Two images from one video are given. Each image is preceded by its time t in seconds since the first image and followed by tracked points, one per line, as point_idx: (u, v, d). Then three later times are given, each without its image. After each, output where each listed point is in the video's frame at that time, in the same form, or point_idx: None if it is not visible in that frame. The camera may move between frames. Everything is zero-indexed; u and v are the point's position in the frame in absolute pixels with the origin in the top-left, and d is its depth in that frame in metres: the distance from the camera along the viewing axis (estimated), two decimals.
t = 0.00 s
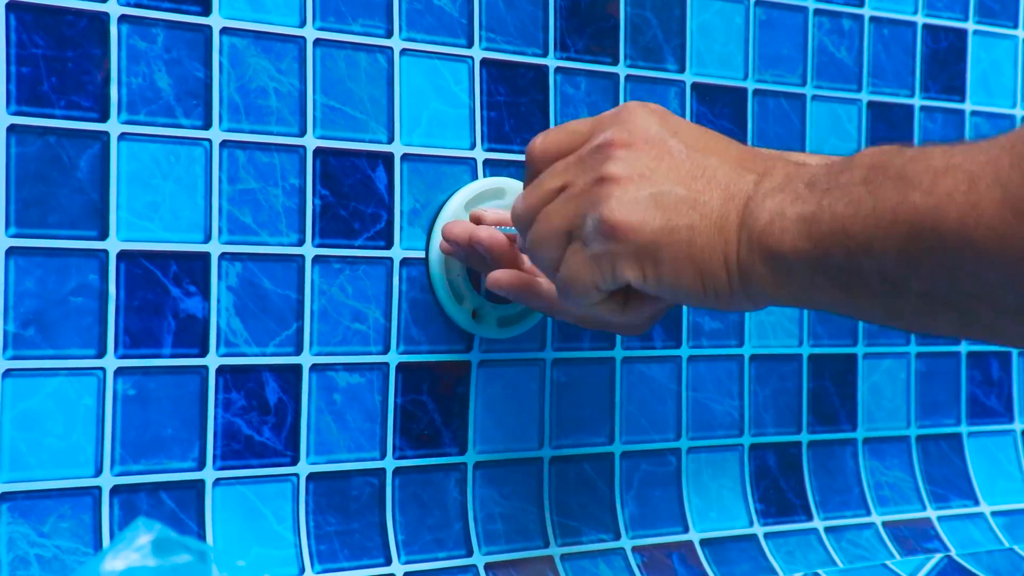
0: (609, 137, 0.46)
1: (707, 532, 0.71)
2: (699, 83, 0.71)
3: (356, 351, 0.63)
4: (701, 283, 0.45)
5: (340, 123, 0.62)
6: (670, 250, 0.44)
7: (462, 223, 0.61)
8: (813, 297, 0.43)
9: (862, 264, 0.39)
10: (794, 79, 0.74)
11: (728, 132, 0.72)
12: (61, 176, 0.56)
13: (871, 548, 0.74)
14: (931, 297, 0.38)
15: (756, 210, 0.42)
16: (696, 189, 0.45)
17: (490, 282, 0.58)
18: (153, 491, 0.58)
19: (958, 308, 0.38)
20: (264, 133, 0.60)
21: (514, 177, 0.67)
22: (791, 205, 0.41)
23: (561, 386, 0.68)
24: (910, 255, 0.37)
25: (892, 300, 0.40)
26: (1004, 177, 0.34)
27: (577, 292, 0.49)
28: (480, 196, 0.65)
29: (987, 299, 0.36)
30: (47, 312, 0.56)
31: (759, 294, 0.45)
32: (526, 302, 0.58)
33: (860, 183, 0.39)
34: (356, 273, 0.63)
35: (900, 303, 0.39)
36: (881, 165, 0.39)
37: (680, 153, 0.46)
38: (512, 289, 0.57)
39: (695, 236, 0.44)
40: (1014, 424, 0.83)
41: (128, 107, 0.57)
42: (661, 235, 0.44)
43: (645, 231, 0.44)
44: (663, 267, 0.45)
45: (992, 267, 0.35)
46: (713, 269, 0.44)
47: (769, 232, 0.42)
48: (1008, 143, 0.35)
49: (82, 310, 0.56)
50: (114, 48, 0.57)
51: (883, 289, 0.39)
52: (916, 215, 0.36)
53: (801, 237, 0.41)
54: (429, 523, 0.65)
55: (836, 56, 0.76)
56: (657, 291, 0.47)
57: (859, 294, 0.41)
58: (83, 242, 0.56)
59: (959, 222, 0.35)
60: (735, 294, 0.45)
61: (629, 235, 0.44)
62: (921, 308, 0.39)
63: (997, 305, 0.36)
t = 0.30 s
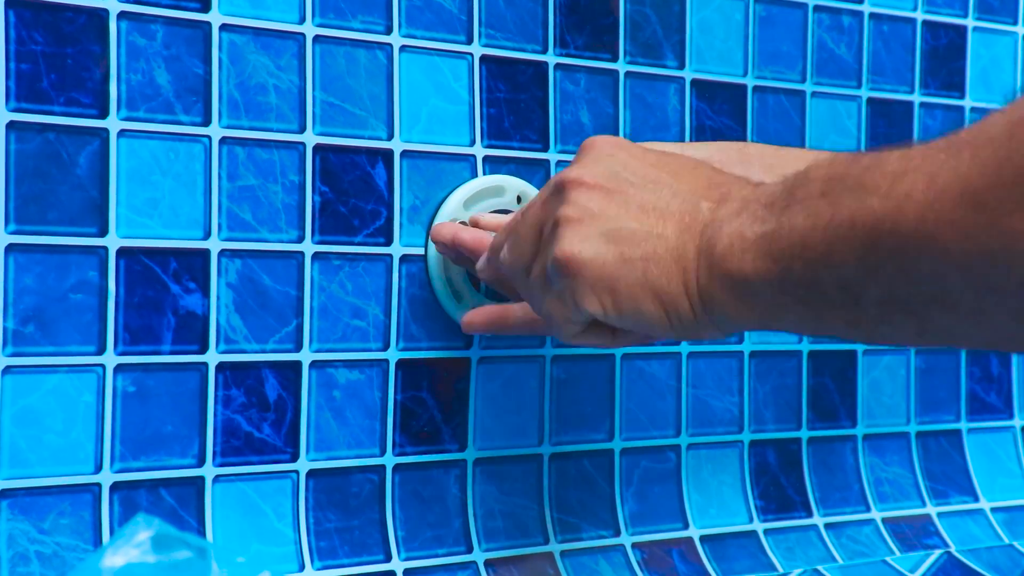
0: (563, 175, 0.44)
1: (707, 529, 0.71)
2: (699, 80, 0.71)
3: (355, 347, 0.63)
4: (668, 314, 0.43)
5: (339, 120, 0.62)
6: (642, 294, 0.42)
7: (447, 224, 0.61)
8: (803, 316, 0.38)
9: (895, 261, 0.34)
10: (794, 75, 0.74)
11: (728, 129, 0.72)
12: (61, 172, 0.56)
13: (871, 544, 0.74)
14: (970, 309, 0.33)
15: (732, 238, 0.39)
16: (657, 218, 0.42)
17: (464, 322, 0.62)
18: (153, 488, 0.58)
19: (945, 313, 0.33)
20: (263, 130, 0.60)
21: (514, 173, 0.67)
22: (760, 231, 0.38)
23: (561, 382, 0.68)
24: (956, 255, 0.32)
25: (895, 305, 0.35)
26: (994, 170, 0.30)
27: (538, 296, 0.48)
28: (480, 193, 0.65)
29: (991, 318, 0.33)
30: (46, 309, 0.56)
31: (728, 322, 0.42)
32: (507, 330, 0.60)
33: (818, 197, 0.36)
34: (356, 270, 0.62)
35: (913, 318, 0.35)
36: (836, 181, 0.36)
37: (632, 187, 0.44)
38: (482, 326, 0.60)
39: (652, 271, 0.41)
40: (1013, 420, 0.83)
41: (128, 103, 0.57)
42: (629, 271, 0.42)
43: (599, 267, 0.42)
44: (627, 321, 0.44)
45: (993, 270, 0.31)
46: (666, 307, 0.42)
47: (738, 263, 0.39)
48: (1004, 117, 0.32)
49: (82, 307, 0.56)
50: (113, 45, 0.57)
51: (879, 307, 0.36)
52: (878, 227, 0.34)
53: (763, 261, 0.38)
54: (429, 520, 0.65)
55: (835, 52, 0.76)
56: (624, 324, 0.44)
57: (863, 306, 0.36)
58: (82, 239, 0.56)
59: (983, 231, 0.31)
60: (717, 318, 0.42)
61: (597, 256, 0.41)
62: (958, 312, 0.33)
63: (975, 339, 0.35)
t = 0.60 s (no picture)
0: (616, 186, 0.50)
1: (708, 527, 0.71)
2: (701, 78, 0.71)
3: (357, 345, 0.63)
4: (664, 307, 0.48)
5: (341, 118, 0.62)
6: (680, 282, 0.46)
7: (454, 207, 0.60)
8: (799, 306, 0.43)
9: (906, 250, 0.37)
10: (796, 74, 0.74)
11: (730, 127, 0.72)
12: (63, 169, 0.56)
13: (872, 543, 0.74)
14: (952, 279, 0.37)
15: (741, 223, 0.42)
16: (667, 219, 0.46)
17: (453, 302, 0.61)
18: (154, 485, 0.58)
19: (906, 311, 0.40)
20: (265, 127, 0.60)
21: (515, 171, 0.67)
22: (782, 215, 0.40)
23: (562, 380, 0.68)
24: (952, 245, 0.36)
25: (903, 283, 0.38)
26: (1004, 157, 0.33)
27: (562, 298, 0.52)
28: (481, 191, 0.65)
29: (961, 300, 0.38)
30: (48, 306, 0.56)
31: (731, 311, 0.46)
32: (492, 315, 0.59)
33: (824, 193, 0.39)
34: (358, 268, 0.63)
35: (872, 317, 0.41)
36: (858, 180, 0.38)
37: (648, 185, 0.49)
38: (470, 306, 0.60)
39: (701, 256, 0.44)
40: (1014, 420, 0.83)
41: (130, 100, 0.57)
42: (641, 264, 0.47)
43: (643, 247, 0.46)
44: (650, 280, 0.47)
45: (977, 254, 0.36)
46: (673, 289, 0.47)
47: (742, 250, 0.42)
48: (998, 117, 0.34)
49: (83, 303, 0.56)
50: (116, 42, 0.57)
51: (887, 272, 0.38)
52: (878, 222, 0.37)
53: (765, 250, 0.41)
54: (430, 517, 0.65)
55: (837, 51, 0.75)
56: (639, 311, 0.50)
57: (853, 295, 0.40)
58: (84, 236, 0.56)
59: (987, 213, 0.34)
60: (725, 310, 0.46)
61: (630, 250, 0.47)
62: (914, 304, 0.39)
63: (959, 310, 0.39)
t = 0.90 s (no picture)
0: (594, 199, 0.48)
1: (714, 526, 0.71)
2: (707, 77, 0.71)
3: (364, 344, 0.63)
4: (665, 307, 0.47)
5: (348, 117, 0.62)
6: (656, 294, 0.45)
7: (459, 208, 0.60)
8: (830, 347, 0.40)
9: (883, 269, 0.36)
10: (803, 72, 0.74)
11: (736, 126, 0.72)
12: (70, 168, 0.56)
13: (879, 542, 0.74)
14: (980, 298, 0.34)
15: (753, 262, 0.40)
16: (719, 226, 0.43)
17: (457, 311, 0.60)
18: (162, 484, 0.58)
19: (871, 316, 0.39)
20: (273, 126, 0.60)
21: (522, 171, 0.67)
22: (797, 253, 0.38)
23: (569, 379, 0.68)
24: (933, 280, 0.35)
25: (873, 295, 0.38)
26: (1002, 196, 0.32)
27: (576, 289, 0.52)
28: (487, 191, 0.65)
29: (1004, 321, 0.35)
30: (55, 305, 0.56)
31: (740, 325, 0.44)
32: (496, 318, 0.58)
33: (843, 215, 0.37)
34: (365, 266, 0.63)
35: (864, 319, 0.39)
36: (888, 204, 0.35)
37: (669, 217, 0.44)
38: (474, 310, 0.58)
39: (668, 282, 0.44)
40: (1021, 419, 0.83)
41: (137, 99, 0.57)
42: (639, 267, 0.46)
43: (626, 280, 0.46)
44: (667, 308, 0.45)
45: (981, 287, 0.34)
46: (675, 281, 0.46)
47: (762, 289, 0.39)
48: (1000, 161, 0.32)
49: (91, 302, 0.56)
50: (123, 41, 0.57)
51: (902, 303, 0.36)
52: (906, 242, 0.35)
53: (786, 282, 0.38)
54: (438, 516, 0.65)
55: (844, 50, 0.75)
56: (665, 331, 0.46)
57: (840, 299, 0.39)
58: (92, 235, 0.56)
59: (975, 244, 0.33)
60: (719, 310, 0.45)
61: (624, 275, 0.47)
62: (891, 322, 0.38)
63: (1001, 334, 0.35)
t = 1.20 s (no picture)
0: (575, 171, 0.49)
1: (716, 523, 0.71)
2: (711, 74, 0.71)
3: (367, 341, 0.63)
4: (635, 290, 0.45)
5: (351, 114, 0.62)
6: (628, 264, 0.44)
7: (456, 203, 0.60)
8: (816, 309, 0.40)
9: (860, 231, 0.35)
10: (806, 70, 0.74)
11: (739, 124, 0.72)
12: (73, 165, 0.56)
13: (881, 540, 0.74)
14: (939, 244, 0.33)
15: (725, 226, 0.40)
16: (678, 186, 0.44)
17: (450, 310, 0.61)
18: (164, 480, 0.58)
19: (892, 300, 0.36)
20: (275, 123, 0.60)
21: (525, 167, 0.67)
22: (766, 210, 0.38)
23: (571, 377, 0.68)
24: (933, 236, 0.33)
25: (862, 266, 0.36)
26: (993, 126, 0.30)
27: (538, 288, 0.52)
28: (491, 188, 0.65)
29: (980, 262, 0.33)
30: (58, 301, 0.56)
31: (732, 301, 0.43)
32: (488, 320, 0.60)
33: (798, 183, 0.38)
34: (368, 263, 0.62)
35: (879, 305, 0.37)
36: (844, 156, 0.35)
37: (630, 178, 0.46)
38: (467, 312, 0.60)
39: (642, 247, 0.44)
40: None
41: (140, 96, 0.57)
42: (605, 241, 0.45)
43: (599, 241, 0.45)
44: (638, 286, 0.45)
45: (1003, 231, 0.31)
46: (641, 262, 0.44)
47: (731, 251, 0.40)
48: (976, 90, 0.31)
49: (94, 299, 0.56)
50: (126, 38, 0.57)
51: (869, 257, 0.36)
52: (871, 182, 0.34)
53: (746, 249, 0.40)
54: (440, 513, 0.65)
55: (847, 47, 0.75)
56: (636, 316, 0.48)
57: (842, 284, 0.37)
58: (95, 231, 0.56)
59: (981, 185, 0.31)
60: (703, 307, 0.43)
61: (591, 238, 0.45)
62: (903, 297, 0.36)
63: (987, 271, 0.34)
